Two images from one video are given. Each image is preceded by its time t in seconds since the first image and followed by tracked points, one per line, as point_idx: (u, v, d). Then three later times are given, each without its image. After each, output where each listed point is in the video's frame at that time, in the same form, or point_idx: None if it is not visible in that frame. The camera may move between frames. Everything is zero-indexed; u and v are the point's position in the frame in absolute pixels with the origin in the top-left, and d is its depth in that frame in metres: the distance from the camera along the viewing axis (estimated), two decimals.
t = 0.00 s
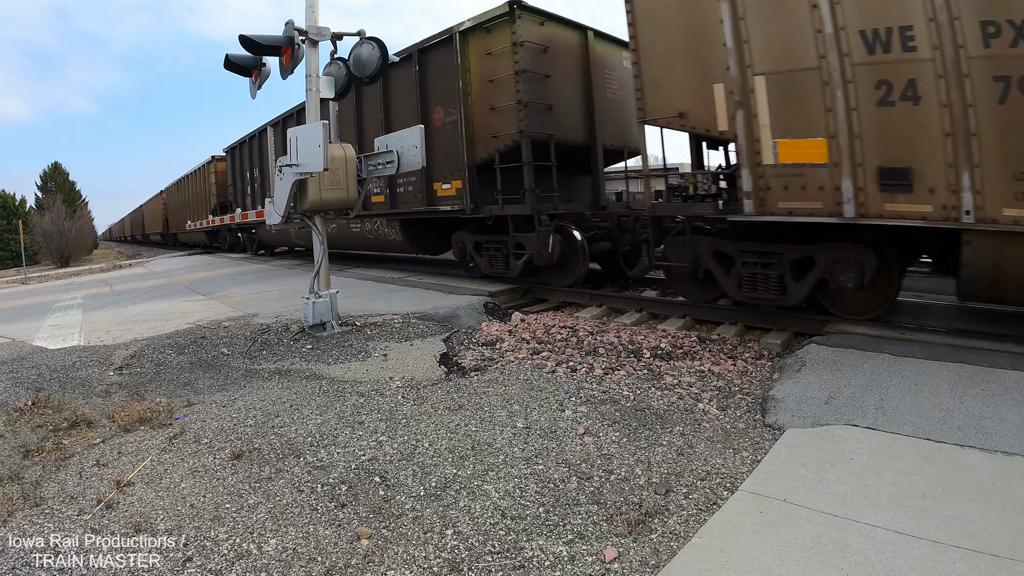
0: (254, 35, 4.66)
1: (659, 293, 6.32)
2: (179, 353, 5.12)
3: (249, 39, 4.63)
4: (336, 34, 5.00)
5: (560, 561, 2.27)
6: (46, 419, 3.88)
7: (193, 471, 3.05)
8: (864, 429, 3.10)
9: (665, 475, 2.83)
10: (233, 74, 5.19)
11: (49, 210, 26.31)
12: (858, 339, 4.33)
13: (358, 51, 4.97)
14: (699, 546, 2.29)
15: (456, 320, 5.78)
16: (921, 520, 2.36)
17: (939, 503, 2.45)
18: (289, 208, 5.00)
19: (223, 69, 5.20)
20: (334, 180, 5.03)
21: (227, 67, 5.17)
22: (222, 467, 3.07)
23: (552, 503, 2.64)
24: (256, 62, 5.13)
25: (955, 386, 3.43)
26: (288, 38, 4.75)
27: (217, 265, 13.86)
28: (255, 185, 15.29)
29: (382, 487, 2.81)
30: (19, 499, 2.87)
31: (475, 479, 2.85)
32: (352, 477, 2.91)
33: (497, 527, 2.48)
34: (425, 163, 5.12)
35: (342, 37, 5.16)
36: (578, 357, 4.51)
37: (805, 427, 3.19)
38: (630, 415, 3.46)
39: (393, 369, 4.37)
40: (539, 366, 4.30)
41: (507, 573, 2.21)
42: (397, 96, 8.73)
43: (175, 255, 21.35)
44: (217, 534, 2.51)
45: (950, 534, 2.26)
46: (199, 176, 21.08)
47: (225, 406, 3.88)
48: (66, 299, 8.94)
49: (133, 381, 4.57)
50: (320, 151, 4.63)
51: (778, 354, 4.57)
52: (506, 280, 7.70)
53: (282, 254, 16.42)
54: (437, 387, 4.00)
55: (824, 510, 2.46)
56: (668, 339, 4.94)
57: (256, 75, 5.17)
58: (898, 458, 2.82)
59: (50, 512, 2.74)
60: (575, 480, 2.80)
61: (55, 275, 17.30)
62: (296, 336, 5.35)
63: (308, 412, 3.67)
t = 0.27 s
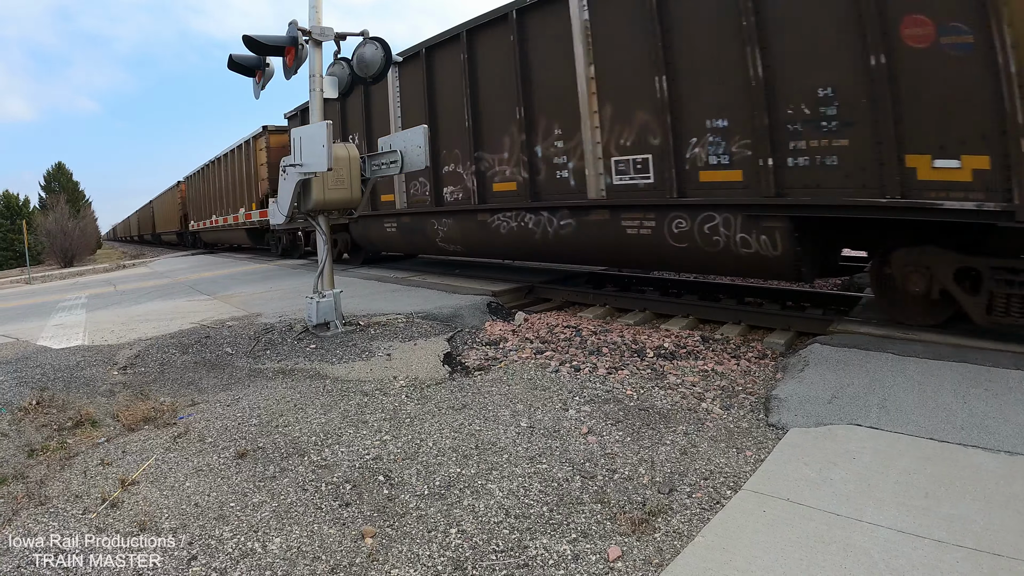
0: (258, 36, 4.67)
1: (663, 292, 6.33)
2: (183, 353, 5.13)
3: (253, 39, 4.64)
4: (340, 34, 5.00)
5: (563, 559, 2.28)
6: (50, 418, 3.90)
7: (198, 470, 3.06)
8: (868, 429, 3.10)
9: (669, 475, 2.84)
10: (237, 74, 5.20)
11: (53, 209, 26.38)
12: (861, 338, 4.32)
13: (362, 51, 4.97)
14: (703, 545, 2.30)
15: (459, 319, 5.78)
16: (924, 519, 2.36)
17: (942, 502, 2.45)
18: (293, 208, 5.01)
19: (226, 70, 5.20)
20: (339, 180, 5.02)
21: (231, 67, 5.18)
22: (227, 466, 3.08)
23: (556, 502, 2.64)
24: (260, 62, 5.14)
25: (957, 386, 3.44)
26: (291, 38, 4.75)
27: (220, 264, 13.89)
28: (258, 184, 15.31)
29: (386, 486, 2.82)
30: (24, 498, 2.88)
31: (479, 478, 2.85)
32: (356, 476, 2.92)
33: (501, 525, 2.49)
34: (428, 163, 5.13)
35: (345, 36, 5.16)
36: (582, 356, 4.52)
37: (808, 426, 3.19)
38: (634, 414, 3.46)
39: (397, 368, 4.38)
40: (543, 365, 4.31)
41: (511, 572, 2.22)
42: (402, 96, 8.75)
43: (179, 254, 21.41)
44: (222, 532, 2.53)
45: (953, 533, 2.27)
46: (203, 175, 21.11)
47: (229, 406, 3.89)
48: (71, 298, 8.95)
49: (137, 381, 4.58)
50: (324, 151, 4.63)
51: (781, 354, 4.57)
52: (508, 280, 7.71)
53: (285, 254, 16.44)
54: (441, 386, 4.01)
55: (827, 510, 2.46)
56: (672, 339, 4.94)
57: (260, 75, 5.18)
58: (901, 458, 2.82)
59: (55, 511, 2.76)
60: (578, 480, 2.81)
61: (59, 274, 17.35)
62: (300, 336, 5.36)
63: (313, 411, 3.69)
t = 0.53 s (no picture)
0: (262, 36, 4.67)
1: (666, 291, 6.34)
2: (187, 353, 5.14)
3: (257, 39, 4.65)
4: (344, 34, 5.01)
5: (567, 558, 2.28)
6: (54, 418, 3.91)
7: (203, 469, 3.07)
8: (872, 429, 3.10)
9: (673, 474, 2.84)
10: (241, 74, 5.20)
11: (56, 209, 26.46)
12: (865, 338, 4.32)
13: (365, 51, 4.98)
14: (707, 544, 2.30)
15: (462, 319, 5.79)
16: (929, 519, 2.36)
17: (945, 502, 2.46)
18: (297, 208, 5.02)
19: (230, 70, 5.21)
20: (342, 180, 5.03)
21: (235, 68, 5.19)
22: (231, 465, 3.09)
23: (560, 502, 2.65)
24: (263, 62, 5.15)
25: (961, 385, 3.43)
26: (295, 39, 4.76)
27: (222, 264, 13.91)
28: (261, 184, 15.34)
29: (390, 485, 2.83)
30: (29, 497, 2.89)
31: (483, 477, 2.86)
32: (360, 476, 2.93)
33: (505, 525, 2.50)
34: (432, 163, 5.14)
35: (349, 37, 5.17)
36: (586, 356, 4.52)
37: (812, 426, 3.19)
38: (638, 414, 3.46)
39: (401, 368, 4.38)
40: (547, 365, 4.32)
41: (515, 571, 2.23)
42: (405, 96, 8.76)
43: (182, 254, 21.46)
44: (227, 531, 2.53)
45: (957, 533, 2.27)
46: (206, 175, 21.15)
47: (233, 405, 3.90)
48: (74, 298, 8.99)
49: (141, 381, 4.59)
50: (328, 151, 4.64)
51: (785, 353, 4.57)
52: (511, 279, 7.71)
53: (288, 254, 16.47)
54: (445, 386, 4.02)
55: (831, 510, 2.47)
56: (675, 339, 4.95)
57: (264, 75, 5.19)
58: (905, 457, 2.82)
59: (60, 510, 2.76)
60: (583, 479, 2.81)
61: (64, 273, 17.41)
62: (304, 336, 5.37)
63: (317, 410, 3.70)
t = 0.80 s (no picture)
0: (265, 36, 4.68)
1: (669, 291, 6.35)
2: (191, 352, 5.15)
3: (260, 39, 4.65)
4: (347, 34, 5.01)
5: (571, 558, 2.28)
6: (57, 418, 3.92)
7: (206, 469, 3.08)
8: (875, 429, 3.10)
9: (676, 474, 2.84)
10: (244, 75, 5.21)
11: (60, 209, 26.55)
12: (869, 338, 4.31)
13: (368, 51, 4.98)
14: (711, 544, 2.30)
15: (465, 319, 5.79)
16: (933, 519, 2.36)
17: (949, 502, 2.45)
18: (300, 208, 5.03)
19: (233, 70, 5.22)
20: (345, 180, 5.04)
21: (238, 68, 5.19)
22: (235, 465, 3.10)
23: (564, 502, 2.65)
24: (266, 62, 5.15)
25: (965, 385, 3.43)
26: (298, 39, 4.76)
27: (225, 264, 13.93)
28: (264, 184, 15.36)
29: (394, 485, 2.83)
30: (33, 497, 2.90)
31: (487, 477, 2.86)
32: (364, 476, 2.93)
33: (508, 525, 2.50)
34: (436, 163, 5.13)
35: (352, 37, 5.17)
36: (589, 355, 4.52)
37: (815, 426, 3.19)
38: (641, 414, 3.46)
39: (405, 367, 4.39)
40: (550, 365, 4.32)
41: (519, 571, 2.23)
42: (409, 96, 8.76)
43: (185, 254, 21.50)
44: (231, 531, 2.54)
45: (961, 533, 2.26)
46: (209, 175, 21.18)
47: (237, 405, 3.91)
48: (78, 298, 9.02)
49: (144, 380, 4.60)
50: (331, 151, 4.64)
51: (788, 353, 4.57)
52: (514, 279, 7.72)
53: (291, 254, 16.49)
54: (448, 385, 4.02)
55: (835, 510, 2.46)
56: (678, 338, 4.94)
57: (266, 75, 5.19)
58: (909, 457, 2.81)
59: (64, 510, 2.77)
60: (586, 479, 2.82)
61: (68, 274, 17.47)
62: (307, 336, 5.37)
63: (320, 410, 3.70)
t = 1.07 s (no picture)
0: (267, 36, 4.68)
1: (672, 291, 6.36)
2: (193, 353, 5.16)
3: (262, 40, 4.66)
4: (349, 34, 5.01)
5: (573, 558, 2.28)
6: (60, 418, 3.92)
7: (209, 469, 3.08)
8: (878, 429, 3.09)
9: (679, 474, 2.83)
10: (246, 75, 5.22)
11: (63, 209, 26.63)
12: (871, 338, 4.30)
13: (370, 51, 4.98)
14: (713, 545, 2.30)
15: (467, 319, 5.79)
16: (935, 519, 2.36)
17: (952, 503, 2.45)
18: (302, 208, 5.03)
19: (235, 70, 5.22)
20: (347, 180, 5.05)
21: (240, 68, 5.20)
22: (237, 465, 3.10)
23: (566, 502, 2.65)
24: (268, 63, 5.16)
25: (968, 386, 3.42)
26: (300, 39, 4.77)
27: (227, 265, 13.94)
28: (266, 184, 15.39)
29: (396, 485, 2.83)
30: (35, 497, 2.91)
31: (489, 478, 2.86)
32: (366, 476, 2.93)
33: (511, 525, 2.50)
34: (438, 163, 5.14)
35: (354, 37, 5.18)
36: (591, 356, 4.52)
37: (818, 427, 3.18)
38: (643, 414, 3.46)
39: (407, 367, 4.39)
40: (552, 365, 4.32)
41: (521, 571, 2.23)
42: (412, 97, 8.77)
43: (187, 254, 21.53)
44: (233, 531, 2.54)
45: (964, 533, 2.26)
46: (211, 176, 21.22)
47: (239, 405, 3.91)
48: (81, 298, 9.04)
49: (147, 381, 4.60)
50: (332, 151, 4.65)
51: (790, 353, 4.56)
52: (516, 279, 7.72)
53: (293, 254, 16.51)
54: (450, 386, 4.02)
55: (837, 510, 2.46)
56: (680, 339, 4.94)
57: (269, 75, 5.20)
58: (911, 458, 2.81)
59: (66, 510, 2.78)
60: (588, 479, 2.81)
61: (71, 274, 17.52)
62: (310, 336, 5.38)
63: (323, 410, 3.71)
